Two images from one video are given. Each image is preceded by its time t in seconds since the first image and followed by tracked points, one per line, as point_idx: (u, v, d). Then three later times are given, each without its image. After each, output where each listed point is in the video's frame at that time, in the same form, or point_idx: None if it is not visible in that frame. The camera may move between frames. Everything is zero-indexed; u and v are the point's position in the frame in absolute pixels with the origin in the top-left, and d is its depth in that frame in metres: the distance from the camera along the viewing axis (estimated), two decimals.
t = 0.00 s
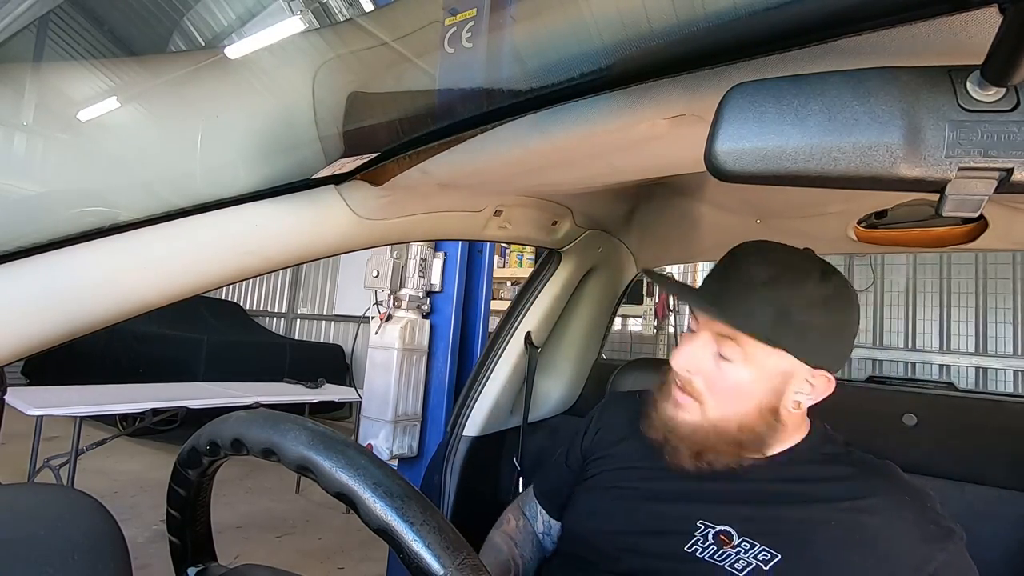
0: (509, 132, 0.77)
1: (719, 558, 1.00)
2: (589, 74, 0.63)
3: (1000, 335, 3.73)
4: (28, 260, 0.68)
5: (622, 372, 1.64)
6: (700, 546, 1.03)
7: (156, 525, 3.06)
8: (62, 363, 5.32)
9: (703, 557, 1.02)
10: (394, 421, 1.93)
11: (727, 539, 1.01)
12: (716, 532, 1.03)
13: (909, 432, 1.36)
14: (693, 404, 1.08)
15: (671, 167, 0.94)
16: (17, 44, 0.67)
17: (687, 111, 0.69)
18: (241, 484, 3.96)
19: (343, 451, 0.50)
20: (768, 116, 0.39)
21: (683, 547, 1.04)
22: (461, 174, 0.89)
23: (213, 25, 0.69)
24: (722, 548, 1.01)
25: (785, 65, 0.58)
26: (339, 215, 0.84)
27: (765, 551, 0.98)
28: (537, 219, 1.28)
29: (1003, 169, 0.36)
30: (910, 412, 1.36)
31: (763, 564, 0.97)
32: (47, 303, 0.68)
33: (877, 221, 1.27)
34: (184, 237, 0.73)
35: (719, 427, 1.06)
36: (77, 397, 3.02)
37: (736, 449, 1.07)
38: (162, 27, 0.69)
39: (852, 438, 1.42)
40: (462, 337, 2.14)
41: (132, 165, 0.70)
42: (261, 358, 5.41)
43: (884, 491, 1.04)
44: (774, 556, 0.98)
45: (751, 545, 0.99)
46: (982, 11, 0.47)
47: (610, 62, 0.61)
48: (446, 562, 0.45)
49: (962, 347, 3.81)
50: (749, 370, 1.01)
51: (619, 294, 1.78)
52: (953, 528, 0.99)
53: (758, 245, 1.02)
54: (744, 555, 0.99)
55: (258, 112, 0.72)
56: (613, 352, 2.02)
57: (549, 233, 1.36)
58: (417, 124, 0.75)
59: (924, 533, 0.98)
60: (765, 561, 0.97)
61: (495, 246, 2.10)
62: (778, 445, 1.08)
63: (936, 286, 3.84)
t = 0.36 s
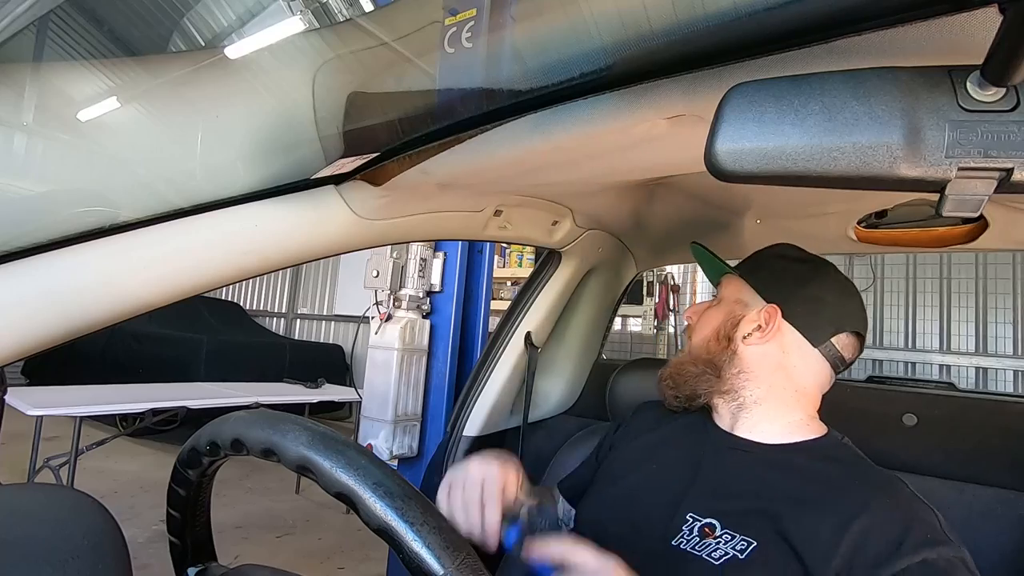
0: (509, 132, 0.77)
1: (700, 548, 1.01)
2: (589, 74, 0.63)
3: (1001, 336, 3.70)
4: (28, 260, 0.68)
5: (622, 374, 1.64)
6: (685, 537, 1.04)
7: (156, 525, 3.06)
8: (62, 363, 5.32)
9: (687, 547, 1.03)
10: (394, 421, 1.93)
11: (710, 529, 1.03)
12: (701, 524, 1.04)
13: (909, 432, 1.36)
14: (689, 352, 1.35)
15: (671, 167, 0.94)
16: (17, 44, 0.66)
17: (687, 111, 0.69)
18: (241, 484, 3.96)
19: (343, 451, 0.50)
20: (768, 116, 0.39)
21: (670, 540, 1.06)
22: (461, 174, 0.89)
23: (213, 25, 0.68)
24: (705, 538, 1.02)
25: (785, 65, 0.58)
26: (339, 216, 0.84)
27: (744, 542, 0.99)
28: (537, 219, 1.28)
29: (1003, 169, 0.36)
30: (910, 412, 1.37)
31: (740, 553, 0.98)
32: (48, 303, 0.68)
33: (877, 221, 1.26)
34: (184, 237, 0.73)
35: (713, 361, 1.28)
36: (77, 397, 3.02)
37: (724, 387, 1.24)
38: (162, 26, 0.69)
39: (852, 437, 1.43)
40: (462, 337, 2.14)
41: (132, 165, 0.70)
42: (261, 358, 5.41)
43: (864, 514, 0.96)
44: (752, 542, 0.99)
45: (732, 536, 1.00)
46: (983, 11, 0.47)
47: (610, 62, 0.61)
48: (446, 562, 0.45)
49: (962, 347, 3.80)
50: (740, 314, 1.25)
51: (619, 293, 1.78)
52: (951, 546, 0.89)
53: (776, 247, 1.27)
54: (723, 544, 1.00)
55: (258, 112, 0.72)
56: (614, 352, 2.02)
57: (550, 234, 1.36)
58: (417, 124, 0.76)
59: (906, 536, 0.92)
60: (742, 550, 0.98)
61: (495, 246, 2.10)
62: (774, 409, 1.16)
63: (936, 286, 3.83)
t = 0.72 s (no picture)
0: (509, 132, 0.77)
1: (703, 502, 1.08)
2: (589, 73, 0.63)
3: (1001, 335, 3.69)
4: (28, 260, 0.68)
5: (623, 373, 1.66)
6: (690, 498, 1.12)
7: (155, 525, 3.06)
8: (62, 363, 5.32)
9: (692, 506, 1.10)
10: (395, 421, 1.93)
11: (712, 487, 1.09)
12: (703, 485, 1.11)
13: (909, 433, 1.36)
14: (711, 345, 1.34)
15: (671, 167, 0.94)
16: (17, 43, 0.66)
17: (687, 111, 0.69)
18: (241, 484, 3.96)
19: (343, 451, 0.50)
20: (768, 116, 0.39)
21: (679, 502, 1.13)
22: (462, 174, 0.89)
23: (213, 26, 0.69)
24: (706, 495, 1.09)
25: (784, 65, 0.58)
26: (339, 216, 0.84)
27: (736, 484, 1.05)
28: (537, 220, 1.28)
29: (1003, 169, 0.36)
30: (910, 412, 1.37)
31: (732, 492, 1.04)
32: (47, 302, 0.68)
33: (878, 220, 1.25)
34: (184, 237, 0.73)
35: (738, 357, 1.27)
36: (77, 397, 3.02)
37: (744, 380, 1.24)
38: (163, 26, 0.69)
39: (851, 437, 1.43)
40: (462, 337, 2.14)
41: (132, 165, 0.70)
42: (261, 358, 5.41)
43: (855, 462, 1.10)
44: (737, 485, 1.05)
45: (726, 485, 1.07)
46: (983, 11, 0.47)
47: (611, 62, 0.61)
48: (446, 562, 0.45)
49: (962, 347, 3.79)
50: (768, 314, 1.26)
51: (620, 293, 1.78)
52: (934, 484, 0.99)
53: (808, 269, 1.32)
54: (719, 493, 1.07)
55: (258, 112, 0.72)
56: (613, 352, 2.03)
57: (550, 234, 1.36)
58: (417, 124, 0.76)
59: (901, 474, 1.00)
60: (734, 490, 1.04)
61: (495, 246, 2.10)
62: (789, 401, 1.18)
63: (937, 286, 3.83)
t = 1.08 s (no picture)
0: (509, 133, 0.77)
1: (700, 476, 1.16)
2: (588, 73, 0.63)
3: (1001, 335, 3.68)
4: (29, 260, 0.68)
5: (624, 373, 1.71)
6: (685, 472, 1.19)
7: (156, 525, 3.06)
8: (62, 363, 5.32)
9: (688, 480, 1.18)
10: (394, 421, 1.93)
11: (706, 460, 1.17)
12: (696, 457, 1.19)
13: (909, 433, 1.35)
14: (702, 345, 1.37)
15: (671, 167, 0.94)
16: (18, 43, 0.66)
17: (687, 111, 0.69)
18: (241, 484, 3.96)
19: (343, 451, 0.50)
20: (768, 116, 0.39)
21: (674, 475, 1.20)
22: (461, 173, 0.89)
23: (214, 26, 0.69)
24: (702, 468, 1.17)
25: (785, 65, 0.58)
26: (339, 216, 0.84)
27: (734, 454, 1.14)
28: (537, 220, 1.27)
29: (1003, 169, 0.36)
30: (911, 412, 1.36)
31: (733, 463, 1.13)
32: (48, 304, 0.68)
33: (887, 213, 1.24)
34: (183, 238, 0.73)
35: (730, 353, 1.29)
36: (77, 397, 3.02)
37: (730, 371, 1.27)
38: (162, 27, 0.70)
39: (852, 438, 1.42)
40: (462, 337, 2.14)
41: (132, 165, 0.70)
42: (261, 358, 5.41)
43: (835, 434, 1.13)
44: (738, 456, 1.14)
45: (723, 457, 1.16)
46: (983, 10, 0.47)
47: (610, 62, 0.61)
48: (446, 562, 0.45)
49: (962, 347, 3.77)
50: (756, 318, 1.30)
51: (619, 294, 1.78)
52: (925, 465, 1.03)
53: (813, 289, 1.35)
54: (718, 465, 1.15)
55: (258, 113, 0.72)
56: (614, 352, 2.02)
57: (550, 234, 1.36)
58: (417, 123, 0.76)
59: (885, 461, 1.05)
60: (734, 461, 1.13)
61: (495, 246, 2.10)
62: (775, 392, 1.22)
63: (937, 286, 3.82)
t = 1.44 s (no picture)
0: (509, 133, 0.77)
1: (700, 470, 1.17)
2: (588, 73, 0.63)
3: (1001, 336, 3.70)
4: (29, 260, 0.68)
5: (623, 373, 1.71)
6: (686, 467, 1.19)
7: (156, 525, 3.06)
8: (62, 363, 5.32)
9: (688, 474, 1.18)
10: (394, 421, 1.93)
11: (706, 455, 1.18)
12: (697, 452, 1.20)
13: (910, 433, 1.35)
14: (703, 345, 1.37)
15: (670, 167, 0.94)
16: (17, 44, 0.66)
17: (687, 111, 0.69)
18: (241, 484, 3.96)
19: (343, 451, 0.50)
20: (768, 116, 0.39)
21: (674, 469, 1.20)
22: (461, 173, 0.89)
23: (214, 26, 0.69)
24: (702, 463, 1.18)
25: (785, 66, 0.58)
26: (340, 216, 0.84)
27: (734, 449, 1.15)
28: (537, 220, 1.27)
29: (1003, 169, 0.36)
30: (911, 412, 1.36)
31: (733, 457, 1.14)
32: (48, 304, 0.68)
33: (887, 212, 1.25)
34: (183, 238, 0.73)
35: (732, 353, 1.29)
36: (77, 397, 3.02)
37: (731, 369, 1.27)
38: (163, 27, 0.70)
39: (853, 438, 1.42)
40: (462, 337, 2.14)
41: (132, 165, 0.70)
42: (261, 359, 5.41)
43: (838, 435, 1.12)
44: (738, 449, 1.14)
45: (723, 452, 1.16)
46: (983, 11, 0.47)
47: (610, 62, 0.61)
48: (445, 562, 0.45)
49: (962, 347, 3.76)
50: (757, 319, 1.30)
51: (619, 294, 1.78)
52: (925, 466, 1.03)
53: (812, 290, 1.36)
54: (717, 459, 1.16)
55: (258, 113, 0.72)
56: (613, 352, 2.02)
57: (550, 234, 1.36)
58: (417, 123, 0.76)
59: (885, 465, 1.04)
60: (734, 455, 1.14)
61: (495, 246, 2.10)
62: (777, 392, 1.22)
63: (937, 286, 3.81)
